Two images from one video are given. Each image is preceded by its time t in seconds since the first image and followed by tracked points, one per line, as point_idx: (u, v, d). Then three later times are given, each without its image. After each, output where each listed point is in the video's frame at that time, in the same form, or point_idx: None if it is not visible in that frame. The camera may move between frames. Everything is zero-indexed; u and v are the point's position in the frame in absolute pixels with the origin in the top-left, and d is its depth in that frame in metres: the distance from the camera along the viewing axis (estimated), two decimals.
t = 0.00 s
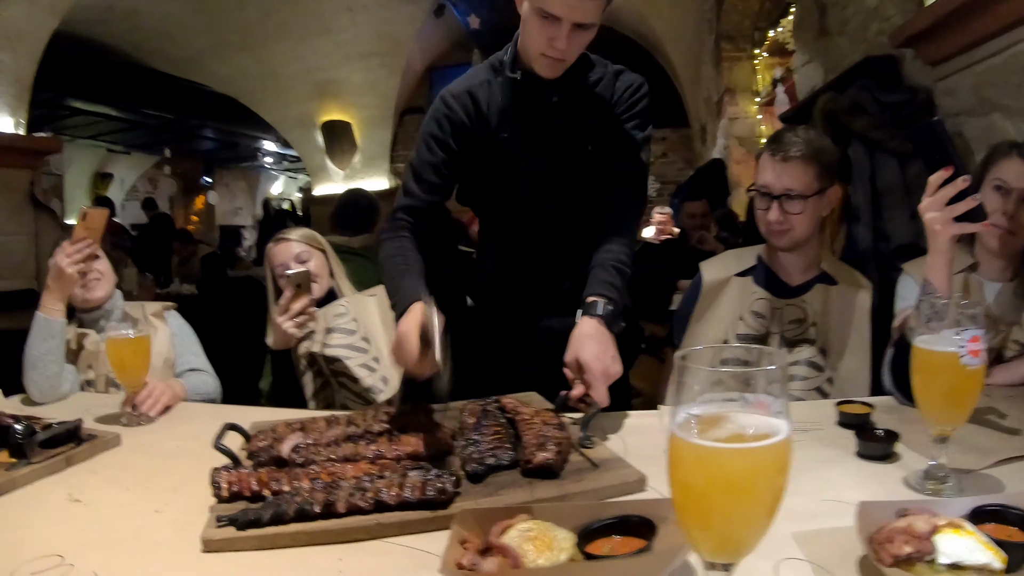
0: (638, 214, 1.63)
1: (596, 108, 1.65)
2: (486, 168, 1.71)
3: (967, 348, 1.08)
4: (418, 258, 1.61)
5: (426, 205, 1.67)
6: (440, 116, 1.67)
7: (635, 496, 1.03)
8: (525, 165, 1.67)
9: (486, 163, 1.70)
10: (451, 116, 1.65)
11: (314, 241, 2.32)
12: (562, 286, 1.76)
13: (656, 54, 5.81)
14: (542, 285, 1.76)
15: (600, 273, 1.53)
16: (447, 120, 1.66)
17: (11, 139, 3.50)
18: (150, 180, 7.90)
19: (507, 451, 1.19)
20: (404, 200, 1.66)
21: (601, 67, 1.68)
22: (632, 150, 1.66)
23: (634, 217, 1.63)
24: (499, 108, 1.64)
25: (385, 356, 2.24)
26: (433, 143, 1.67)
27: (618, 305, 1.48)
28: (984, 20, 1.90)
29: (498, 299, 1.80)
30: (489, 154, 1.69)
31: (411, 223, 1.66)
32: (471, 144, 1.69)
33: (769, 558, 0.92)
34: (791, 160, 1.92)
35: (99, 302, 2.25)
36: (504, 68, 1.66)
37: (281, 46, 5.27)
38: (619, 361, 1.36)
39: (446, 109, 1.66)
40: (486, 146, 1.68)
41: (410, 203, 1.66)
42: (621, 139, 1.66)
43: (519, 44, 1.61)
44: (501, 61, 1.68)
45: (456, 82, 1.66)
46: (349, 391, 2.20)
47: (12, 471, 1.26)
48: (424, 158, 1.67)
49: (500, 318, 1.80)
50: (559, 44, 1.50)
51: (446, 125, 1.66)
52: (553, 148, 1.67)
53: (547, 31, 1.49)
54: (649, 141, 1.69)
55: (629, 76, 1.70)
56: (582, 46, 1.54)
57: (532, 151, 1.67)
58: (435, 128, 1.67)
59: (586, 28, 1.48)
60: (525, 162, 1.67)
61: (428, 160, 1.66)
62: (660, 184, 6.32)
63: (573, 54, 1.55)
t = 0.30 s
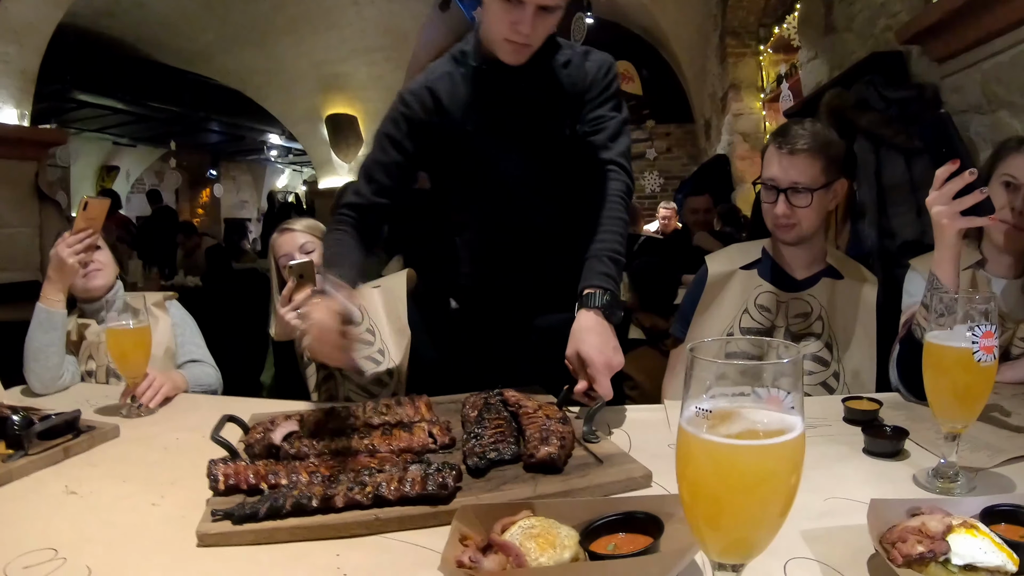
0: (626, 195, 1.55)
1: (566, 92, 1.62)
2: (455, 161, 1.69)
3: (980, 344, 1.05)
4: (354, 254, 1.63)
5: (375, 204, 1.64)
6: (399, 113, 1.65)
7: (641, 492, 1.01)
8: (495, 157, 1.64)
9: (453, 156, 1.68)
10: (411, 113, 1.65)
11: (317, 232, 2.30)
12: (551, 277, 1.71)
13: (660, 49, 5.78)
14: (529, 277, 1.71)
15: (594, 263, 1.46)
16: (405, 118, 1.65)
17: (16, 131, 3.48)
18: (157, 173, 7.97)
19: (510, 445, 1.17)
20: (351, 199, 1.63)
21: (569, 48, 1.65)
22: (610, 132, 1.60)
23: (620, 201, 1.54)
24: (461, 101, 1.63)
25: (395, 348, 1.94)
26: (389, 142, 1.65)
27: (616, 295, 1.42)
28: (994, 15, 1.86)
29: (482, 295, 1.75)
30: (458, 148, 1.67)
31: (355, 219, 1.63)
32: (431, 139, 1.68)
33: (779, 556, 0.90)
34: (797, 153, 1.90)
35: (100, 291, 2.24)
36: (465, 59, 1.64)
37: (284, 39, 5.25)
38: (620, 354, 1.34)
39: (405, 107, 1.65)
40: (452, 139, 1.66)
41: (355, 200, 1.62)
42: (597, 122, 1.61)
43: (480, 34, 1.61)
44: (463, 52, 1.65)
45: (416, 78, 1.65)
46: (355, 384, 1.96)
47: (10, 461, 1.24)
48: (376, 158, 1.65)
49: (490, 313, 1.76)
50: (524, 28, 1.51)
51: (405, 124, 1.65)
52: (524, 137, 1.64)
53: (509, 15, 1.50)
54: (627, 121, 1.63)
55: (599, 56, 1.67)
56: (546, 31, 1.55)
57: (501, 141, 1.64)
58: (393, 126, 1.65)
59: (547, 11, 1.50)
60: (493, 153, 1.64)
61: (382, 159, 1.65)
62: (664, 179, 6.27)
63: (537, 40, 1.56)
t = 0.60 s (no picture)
0: (618, 182, 1.52)
1: (549, 81, 1.57)
2: (438, 156, 1.63)
3: (985, 336, 1.04)
4: (301, 244, 1.40)
5: (347, 189, 1.51)
6: (374, 101, 1.56)
7: (643, 483, 1.00)
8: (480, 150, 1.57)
9: (437, 151, 1.63)
10: (387, 107, 1.56)
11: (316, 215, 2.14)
12: (546, 267, 1.68)
13: (662, 43, 5.75)
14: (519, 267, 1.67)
15: (591, 252, 1.43)
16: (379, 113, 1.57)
17: (22, 123, 3.44)
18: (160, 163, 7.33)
19: (511, 436, 1.16)
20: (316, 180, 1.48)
21: (549, 34, 1.61)
22: (596, 117, 1.57)
23: (613, 186, 1.50)
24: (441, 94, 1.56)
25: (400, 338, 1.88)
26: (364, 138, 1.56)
27: (615, 283, 1.40)
28: (996, 10, 1.85)
29: (476, 289, 1.72)
30: (440, 142, 1.61)
31: (317, 202, 1.46)
32: (409, 129, 1.60)
33: (783, 548, 0.89)
34: (801, 144, 1.89)
35: (102, 281, 2.25)
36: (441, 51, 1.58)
37: (287, 32, 5.23)
38: (622, 343, 1.33)
39: (381, 95, 1.56)
40: (434, 133, 1.60)
41: (323, 179, 1.48)
42: (583, 108, 1.58)
43: (456, 25, 1.55)
44: (439, 44, 1.59)
45: (391, 72, 1.58)
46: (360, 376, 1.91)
47: (9, 451, 1.24)
48: (349, 144, 1.53)
49: (479, 304, 1.73)
50: (501, 19, 1.44)
51: (381, 112, 1.56)
52: (509, 129, 1.58)
53: (485, 5, 1.43)
54: (613, 105, 1.61)
55: (578, 41, 1.64)
56: (524, 20, 1.49)
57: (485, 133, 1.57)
58: (369, 114, 1.56)
59: None
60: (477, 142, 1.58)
61: (355, 146, 1.54)
62: (665, 173, 6.23)
63: (514, 30, 1.49)
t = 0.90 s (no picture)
0: (617, 167, 1.52)
1: (544, 68, 1.56)
2: (435, 146, 1.61)
3: (993, 320, 1.03)
4: (305, 244, 1.40)
5: (346, 186, 1.48)
6: (369, 94, 1.53)
7: (648, 469, 0.99)
8: (478, 138, 1.56)
9: (433, 141, 1.60)
10: (383, 98, 1.54)
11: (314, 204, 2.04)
12: (545, 255, 1.67)
13: (662, 33, 5.71)
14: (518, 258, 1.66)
15: (594, 237, 1.43)
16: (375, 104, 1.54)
17: (27, 121, 3.40)
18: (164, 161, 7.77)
19: (515, 422, 1.15)
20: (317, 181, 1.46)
21: (541, 22, 1.59)
22: (592, 103, 1.57)
23: (612, 170, 1.50)
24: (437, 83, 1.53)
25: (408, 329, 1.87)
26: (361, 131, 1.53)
27: (619, 266, 1.40)
28: None
29: (476, 279, 1.71)
30: (437, 131, 1.59)
31: (318, 201, 1.44)
32: (405, 122, 1.58)
33: (789, 536, 0.89)
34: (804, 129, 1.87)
35: (106, 274, 2.27)
36: (435, 40, 1.55)
37: (286, 25, 5.20)
38: (626, 327, 1.32)
39: (376, 88, 1.54)
40: (431, 123, 1.58)
41: (322, 177, 1.45)
42: (578, 95, 1.58)
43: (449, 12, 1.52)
44: (432, 33, 1.57)
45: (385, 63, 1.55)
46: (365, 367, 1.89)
47: (14, 444, 1.23)
48: (347, 139, 1.50)
49: (478, 295, 1.72)
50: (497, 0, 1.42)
51: (377, 104, 1.53)
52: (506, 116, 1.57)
53: None
54: (608, 91, 1.61)
55: (570, 28, 1.63)
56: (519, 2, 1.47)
57: (483, 121, 1.56)
58: (364, 107, 1.53)
59: None
60: (475, 130, 1.56)
61: (353, 140, 1.50)
62: (666, 162, 6.19)
63: (510, 13, 1.47)
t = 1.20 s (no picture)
0: (612, 154, 1.51)
1: (539, 55, 1.55)
2: (431, 134, 1.61)
3: (998, 306, 1.02)
4: (312, 232, 1.41)
5: (342, 177, 1.50)
6: (364, 83, 1.53)
7: (651, 454, 0.99)
8: (472, 126, 1.56)
9: (429, 129, 1.60)
10: (378, 86, 1.54)
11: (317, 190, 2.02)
12: (542, 243, 1.66)
13: (662, 22, 5.67)
14: (515, 246, 1.64)
15: (591, 224, 1.42)
16: (371, 92, 1.54)
17: (27, 114, 3.37)
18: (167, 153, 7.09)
19: (517, 407, 1.15)
20: (313, 169, 1.48)
21: (536, 10, 1.58)
22: (586, 92, 1.56)
23: (607, 157, 1.49)
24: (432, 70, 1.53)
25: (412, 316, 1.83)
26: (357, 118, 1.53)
27: (617, 251, 1.39)
28: None
29: (473, 267, 1.70)
30: (432, 119, 1.59)
31: (315, 191, 1.47)
32: (400, 110, 1.58)
33: (794, 523, 0.88)
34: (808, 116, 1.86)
35: (109, 264, 2.27)
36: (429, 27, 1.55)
37: (285, 17, 5.17)
38: (627, 312, 1.31)
39: (371, 76, 1.53)
40: (426, 111, 1.58)
41: (319, 170, 1.47)
42: (573, 82, 1.56)
43: None
44: (427, 21, 1.56)
45: (380, 51, 1.55)
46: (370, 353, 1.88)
47: (17, 433, 1.23)
48: (342, 129, 1.51)
49: (475, 284, 1.71)
50: None
51: (372, 93, 1.53)
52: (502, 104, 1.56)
53: None
54: (602, 79, 1.59)
55: (564, 16, 1.62)
56: None
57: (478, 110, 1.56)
58: (359, 96, 1.53)
59: None
60: (470, 118, 1.56)
61: (349, 130, 1.51)
62: (666, 151, 6.15)
63: None
